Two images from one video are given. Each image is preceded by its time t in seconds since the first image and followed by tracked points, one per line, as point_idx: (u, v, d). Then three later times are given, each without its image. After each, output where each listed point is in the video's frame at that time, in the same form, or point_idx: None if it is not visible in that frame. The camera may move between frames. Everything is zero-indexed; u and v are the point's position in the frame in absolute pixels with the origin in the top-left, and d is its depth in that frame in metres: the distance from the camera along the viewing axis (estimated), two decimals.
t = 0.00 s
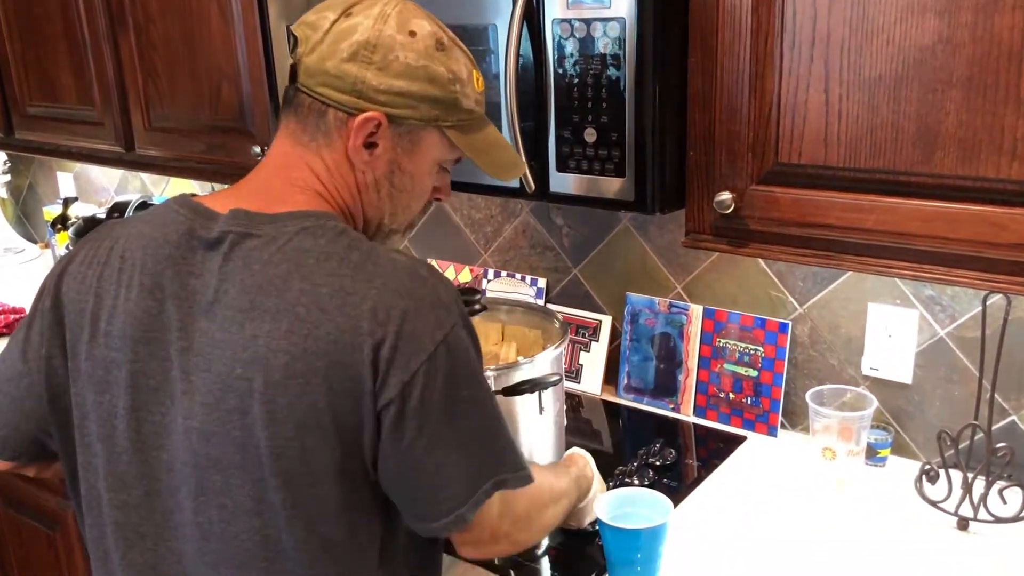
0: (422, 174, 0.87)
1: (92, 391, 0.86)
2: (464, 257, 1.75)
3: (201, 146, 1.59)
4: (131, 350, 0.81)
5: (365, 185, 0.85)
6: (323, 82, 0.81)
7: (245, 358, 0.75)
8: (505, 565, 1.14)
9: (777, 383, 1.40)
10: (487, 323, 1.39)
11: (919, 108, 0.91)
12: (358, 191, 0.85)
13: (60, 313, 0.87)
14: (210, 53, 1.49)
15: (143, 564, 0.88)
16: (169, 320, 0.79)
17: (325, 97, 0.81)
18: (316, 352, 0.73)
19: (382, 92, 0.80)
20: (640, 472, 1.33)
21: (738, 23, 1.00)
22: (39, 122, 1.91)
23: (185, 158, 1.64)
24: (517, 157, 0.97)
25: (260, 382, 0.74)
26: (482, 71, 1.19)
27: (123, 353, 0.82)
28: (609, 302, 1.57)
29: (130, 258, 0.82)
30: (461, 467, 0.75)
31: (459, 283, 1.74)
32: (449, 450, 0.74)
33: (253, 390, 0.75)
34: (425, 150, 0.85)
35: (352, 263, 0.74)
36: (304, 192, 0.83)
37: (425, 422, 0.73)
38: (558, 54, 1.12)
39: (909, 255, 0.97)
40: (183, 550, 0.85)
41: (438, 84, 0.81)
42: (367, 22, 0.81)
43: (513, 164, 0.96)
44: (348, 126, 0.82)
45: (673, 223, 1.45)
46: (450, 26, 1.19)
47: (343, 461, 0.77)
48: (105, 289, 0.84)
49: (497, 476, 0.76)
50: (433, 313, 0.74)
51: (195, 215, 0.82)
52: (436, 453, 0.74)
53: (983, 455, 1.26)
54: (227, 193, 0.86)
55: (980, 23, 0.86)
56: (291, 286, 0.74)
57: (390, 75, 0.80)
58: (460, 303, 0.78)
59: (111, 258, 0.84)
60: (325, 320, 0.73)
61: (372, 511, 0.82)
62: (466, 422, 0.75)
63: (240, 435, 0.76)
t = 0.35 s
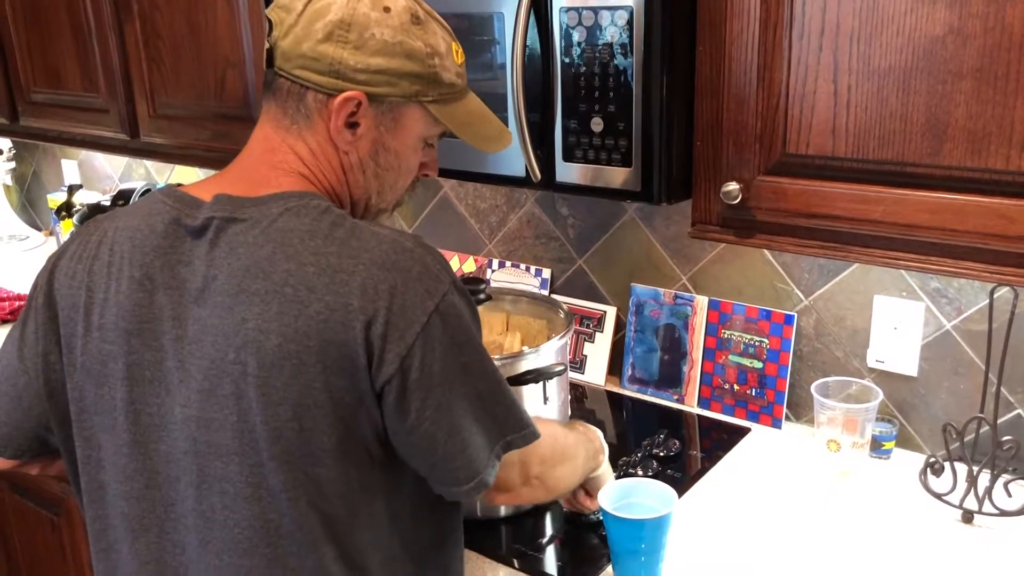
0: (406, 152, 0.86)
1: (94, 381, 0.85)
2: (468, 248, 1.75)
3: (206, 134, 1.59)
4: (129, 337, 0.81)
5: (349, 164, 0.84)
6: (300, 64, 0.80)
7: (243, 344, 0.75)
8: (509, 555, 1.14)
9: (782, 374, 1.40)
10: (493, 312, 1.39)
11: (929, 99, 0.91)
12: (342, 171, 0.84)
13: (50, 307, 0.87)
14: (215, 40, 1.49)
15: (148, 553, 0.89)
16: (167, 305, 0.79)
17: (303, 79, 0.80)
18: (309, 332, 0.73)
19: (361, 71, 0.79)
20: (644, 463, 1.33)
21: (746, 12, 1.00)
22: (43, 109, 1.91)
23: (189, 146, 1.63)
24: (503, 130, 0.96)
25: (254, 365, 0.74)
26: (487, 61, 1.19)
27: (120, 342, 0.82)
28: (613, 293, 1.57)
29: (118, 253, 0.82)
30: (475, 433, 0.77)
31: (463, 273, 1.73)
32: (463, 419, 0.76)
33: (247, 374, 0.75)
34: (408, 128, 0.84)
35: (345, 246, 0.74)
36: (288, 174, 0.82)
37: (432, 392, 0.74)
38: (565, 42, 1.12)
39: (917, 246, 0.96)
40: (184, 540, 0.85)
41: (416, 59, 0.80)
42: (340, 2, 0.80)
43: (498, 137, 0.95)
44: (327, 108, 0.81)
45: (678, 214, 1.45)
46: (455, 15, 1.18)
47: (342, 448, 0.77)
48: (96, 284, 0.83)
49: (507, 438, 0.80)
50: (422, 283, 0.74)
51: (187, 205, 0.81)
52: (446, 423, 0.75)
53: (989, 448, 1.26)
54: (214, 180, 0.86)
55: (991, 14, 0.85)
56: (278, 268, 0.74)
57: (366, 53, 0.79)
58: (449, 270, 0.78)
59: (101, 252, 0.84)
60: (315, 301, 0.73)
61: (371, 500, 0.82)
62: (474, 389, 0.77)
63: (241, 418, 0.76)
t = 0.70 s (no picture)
0: (427, 153, 0.85)
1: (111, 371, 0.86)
2: (480, 242, 1.75)
3: (219, 126, 1.59)
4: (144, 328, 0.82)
5: (366, 165, 0.84)
6: (322, 62, 0.80)
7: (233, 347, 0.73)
8: (519, 547, 1.15)
9: (794, 369, 1.40)
10: (504, 306, 1.37)
11: (945, 93, 0.90)
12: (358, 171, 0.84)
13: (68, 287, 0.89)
14: (229, 33, 1.49)
15: (158, 544, 0.89)
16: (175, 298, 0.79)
17: (324, 77, 0.80)
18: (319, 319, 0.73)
19: (382, 70, 0.78)
20: (655, 457, 1.33)
21: (763, 7, 0.99)
22: (58, 100, 1.91)
23: (203, 137, 1.64)
24: (528, 130, 0.95)
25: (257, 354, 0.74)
26: (500, 55, 1.19)
27: (134, 332, 0.82)
28: (626, 288, 1.57)
29: (135, 235, 0.83)
30: (408, 492, 0.71)
31: (474, 266, 1.73)
32: (398, 473, 0.71)
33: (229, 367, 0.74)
34: (430, 128, 0.83)
35: (336, 266, 0.72)
36: (304, 172, 0.82)
37: (373, 430, 0.70)
38: (580, 35, 1.12)
39: (932, 241, 0.96)
40: (191, 533, 0.85)
41: (439, 59, 0.79)
42: None
43: (523, 136, 0.94)
44: (348, 106, 0.81)
45: (692, 209, 1.45)
46: (469, 9, 1.18)
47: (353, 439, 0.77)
48: (111, 264, 0.85)
49: (445, 512, 0.73)
50: (395, 301, 0.72)
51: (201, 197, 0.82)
52: (378, 468, 0.70)
53: (1002, 445, 1.26)
54: (234, 171, 0.86)
55: (1009, 8, 0.85)
56: (268, 272, 0.73)
57: (389, 52, 0.78)
58: (435, 309, 0.74)
59: (120, 231, 0.85)
60: (289, 309, 0.71)
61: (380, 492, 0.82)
62: (421, 443, 0.71)
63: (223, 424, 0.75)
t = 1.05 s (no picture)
0: (452, 177, 0.84)
1: (126, 365, 0.87)
2: (493, 238, 1.75)
3: (234, 122, 1.60)
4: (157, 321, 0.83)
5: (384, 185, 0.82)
6: (348, 78, 0.78)
7: (215, 369, 0.73)
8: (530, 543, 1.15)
9: (807, 368, 1.39)
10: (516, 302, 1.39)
11: (961, 92, 0.90)
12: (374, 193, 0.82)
13: (94, 269, 0.92)
14: (244, 30, 1.50)
15: (169, 539, 0.90)
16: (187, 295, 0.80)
17: (349, 94, 0.79)
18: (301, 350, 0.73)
19: (410, 93, 0.77)
20: (666, 454, 1.33)
21: (777, 5, 0.99)
22: (74, 97, 1.93)
23: (217, 134, 1.65)
24: (561, 150, 0.94)
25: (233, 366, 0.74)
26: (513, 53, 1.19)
27: (150, 327, 0.83)
28: (638, 286, 1.57)
29: (150, 224, 0.86)
30: (369, 547, 0.72)
31: (487, 263, 1.73)
32: (357, 530, 0.71)
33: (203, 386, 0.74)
34: (457, 151, 0.83)
35: (318, 308, 0.71)
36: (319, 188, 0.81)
37: (332, 486, 0.69)
38: (593, 33, 1.11)
39: (946, 240, 0.96)
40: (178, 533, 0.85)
41: (470, 84, 0.79)
42: (396, 15, 0.78)
43: (556, 158, 0.93)
44: (373, 126, 0.79)
45: (705, 208, 1.44)
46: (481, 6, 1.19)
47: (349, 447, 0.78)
48: (128, 251, 0.87)
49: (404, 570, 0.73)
50: (369, 354, 0.71)
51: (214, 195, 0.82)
52: (339, 525, 0.70)
53: (1016, 445, 1.25)
54: (249, 175, 0.84)
55: None
56: (247, 300, 0.73)
57: (418, 74, 0.77)
58: (415, 361, 0.73)
59: (140, 220, 0.87)
60: (262, 344, 0.71)
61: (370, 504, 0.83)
62: (383, 503, 0.71)
63: (205, 438, 0.75)
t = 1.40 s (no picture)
0: (439, 153, 0.81)
1: (125, 375, 0.87)
2: (506, 235, 1.74)
3: (247, 117, 1.60)
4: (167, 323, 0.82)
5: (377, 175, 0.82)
6: (317, 65, 0.78)
7: (239, 383, 0.72)
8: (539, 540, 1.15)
9: (821, 368, 1.38)
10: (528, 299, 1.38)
11: (981, 89, 0.89)
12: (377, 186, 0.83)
13: (86, 277, 0.93)
14: (258, 25, 1.49)
15: (177, 535, 0.89)
16: (196, 292, 0.79)
17: (321, 82, 0.79)
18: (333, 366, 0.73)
19: (369, 66, 0.75)
20: (679, 454, 1.32)
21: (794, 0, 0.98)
22: (88, 91, 1.93)
23: (230, 129, 1.65)
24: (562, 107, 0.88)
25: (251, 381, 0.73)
26: (527, 49, 1.17)
27: (152, 334, 0.83)
28: (652, 283, 1.56)
29: (146, 230, 0.85)
30: (432, 546, 0.75)
31: (500, 259, 1.73)
32: (414, 533, 0.74)
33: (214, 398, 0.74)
34: (435, 121, 0.79)
35: (348, 325, 0.72)
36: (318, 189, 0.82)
37: (393, 498, 0.72)
38: (609, 28, 1.10)
39: (965, 239, 0.95)
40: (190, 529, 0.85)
41: (430, 46, 0.75)
42: None
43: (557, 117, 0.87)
44: (345, 109, 0.79)
45: (720, 205, 1.43)
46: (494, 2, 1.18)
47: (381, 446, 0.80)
48: (123, 257, 0.87)
49: (462, 555, 0.78)
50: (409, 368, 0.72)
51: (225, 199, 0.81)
52: (400, 535, 0.73)
53: None
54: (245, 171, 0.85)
55: None
56: (271, 311, 0.73)
57: (374, 46, 0.75)
58: (450, 368, 0.74)
59: (133, 226, 0.87)
60: (293, 361, 0.72)
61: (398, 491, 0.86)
62: (439, 501, 0.75)
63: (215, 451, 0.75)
